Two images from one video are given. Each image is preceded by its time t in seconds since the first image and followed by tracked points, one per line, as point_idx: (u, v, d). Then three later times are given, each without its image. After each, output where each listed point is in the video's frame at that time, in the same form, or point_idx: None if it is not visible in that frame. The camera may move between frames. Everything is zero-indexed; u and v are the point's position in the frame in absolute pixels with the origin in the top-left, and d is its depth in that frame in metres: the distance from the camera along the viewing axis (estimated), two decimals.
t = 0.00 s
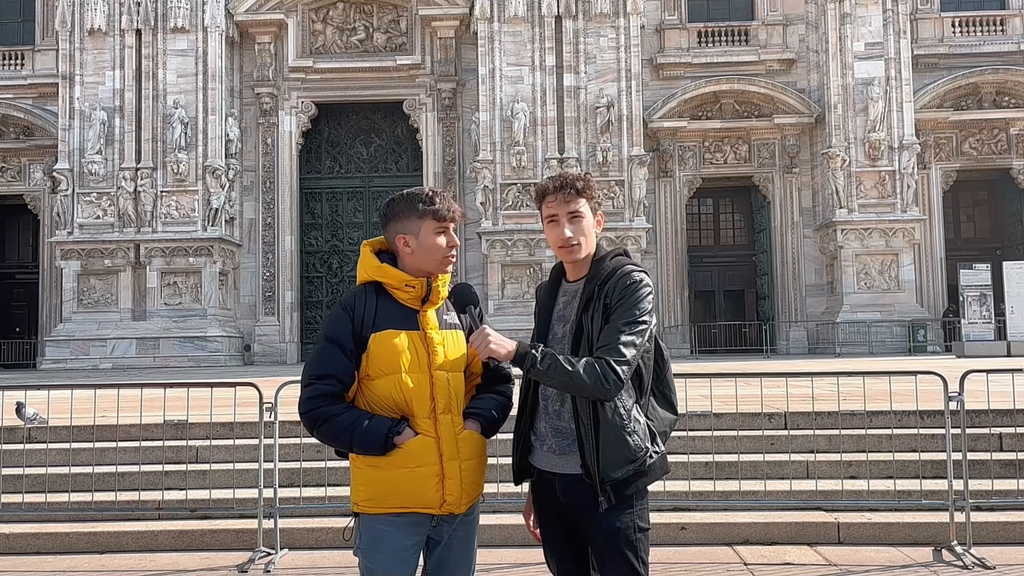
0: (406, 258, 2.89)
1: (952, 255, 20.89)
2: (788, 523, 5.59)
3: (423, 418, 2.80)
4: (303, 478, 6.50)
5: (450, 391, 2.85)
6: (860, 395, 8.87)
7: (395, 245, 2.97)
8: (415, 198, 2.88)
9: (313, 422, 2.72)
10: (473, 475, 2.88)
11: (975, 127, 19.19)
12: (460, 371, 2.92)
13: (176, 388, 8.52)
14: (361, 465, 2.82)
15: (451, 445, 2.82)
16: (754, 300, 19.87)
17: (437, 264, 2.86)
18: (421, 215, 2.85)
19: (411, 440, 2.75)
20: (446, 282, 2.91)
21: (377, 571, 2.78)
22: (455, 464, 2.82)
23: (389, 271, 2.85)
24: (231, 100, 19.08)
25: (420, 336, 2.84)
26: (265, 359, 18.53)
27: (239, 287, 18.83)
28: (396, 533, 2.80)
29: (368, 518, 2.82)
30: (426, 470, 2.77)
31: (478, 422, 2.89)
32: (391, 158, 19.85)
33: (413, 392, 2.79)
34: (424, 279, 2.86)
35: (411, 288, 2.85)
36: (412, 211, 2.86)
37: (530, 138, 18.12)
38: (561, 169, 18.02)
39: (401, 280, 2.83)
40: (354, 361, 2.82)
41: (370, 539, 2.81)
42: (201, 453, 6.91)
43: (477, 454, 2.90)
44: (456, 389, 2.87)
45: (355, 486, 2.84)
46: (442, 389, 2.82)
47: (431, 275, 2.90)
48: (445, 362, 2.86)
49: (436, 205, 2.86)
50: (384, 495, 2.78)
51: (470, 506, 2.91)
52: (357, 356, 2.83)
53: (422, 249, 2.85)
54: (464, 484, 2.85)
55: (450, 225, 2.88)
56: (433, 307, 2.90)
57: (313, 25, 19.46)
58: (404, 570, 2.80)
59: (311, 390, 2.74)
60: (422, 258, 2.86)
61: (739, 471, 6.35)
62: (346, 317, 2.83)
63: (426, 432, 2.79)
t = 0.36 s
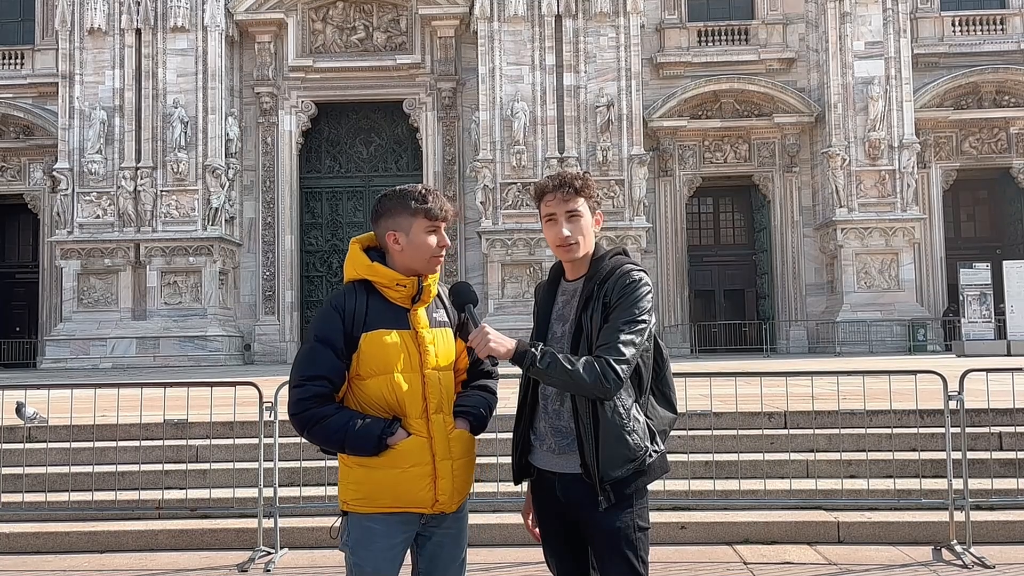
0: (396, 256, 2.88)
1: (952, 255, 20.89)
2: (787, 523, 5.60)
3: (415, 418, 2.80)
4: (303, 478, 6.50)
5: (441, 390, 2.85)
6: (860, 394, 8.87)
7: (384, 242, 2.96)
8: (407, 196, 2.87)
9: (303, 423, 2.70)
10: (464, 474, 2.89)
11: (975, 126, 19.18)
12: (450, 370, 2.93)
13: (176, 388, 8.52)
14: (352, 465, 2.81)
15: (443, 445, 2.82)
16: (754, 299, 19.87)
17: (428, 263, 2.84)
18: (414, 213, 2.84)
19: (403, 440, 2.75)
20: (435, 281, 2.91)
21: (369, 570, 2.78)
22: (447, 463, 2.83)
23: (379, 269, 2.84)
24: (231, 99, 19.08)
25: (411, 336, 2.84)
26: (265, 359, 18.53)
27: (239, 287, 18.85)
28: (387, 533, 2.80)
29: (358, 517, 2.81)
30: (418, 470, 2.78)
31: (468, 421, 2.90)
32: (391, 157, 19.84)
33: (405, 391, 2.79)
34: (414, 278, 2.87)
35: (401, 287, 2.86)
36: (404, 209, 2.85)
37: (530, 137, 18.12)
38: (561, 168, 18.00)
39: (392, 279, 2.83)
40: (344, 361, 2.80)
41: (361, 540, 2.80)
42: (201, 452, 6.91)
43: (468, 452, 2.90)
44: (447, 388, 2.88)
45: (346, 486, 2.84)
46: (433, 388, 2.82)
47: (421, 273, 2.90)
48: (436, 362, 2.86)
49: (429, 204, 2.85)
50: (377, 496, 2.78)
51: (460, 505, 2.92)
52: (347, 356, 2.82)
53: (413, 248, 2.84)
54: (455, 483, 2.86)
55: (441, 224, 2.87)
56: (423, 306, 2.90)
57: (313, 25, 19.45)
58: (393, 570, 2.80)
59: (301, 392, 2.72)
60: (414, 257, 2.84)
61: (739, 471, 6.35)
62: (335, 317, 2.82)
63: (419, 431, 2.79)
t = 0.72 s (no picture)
0: (397, 254, 2.88)
1: (951, 254, 20.90)
2: (787, 522, 5.60)
3: (413, 417, 2.79)
4: (304, 477, 6.51)
5: (440, 390, 2.84)
6: (861, 393, 8.88)
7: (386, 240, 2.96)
8: (409, 193, 2.87)
9: (299, 420, 2.70)
10: (462, 474, 2.88)
11: (975, 126, 19.18)
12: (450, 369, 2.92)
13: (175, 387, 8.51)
14: (349, 463, 2.81)
15: (440, 445, 2.81)
16: (753, 299, 19.86)
17: (429, 262, 2.84)
18: (416, 211, 2.83)
19: (400, 439, 2.75)
20: (436, 280, 2.90)
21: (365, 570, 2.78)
22: (444, 463, 2.82)
23: (379, 267, 2.84)
24: (231, 98, 19.08)
25: (410, 334, 2.84)
26: (265, 358, 18.53)
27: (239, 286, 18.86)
28: (382, 532, 2.80)
29: (355, 516, 2.81)
30: (414, 470, 2.77)
31: (468, 422, 2.89)
32: (391, 157, 19.84)
33: (403, 390, 2.79)
34: (415, 276, 2.86)
35: (401, 285, 2.85)
36: (406, 206, 2.85)
37: (530, 137, 18.11)
38: (561, 168, 18.00)
39: (392, 277, 2.83)
40: (343, 358, 2.81)
41: (358, 539, 2.80)
42: (201, 452, 6.91)
43: (467, 452, 2.89)
44: (446, 388, 2.87)
45: (343, 484, 2.84)
46: (432, 387, 2.82)
47: (422, 271, 2.89)
48: (436, 361, 2.85)
49: (431, 202, 2.85)
50: (374, 494, 2.77)
51: (458, 506, 2.91)
52: (345, 354, 2.83)
53: (414, 246, 2.83)
54: (453, 484, 2.85)
55: (443, 223, 2.87)
56: (423, 305, 2.89)
57: (313, 24, 19.44)
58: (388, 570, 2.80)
59: (298, 388, 2.72)
60: (415, 255, 2.84)
61: (739, 470, 6.35)
62: (335, 314, 2.83)
63: (416, 430, 2.78)
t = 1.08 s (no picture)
0: (400, 252, 2.88)
1: (950, 254, 20.90)
2: (787, 522, 5.60)
3: (414, 417, 2.79)
4: (304, 477, 6.51)
5: (442, 390, 2.83)
6: (861, 393, 8.88)
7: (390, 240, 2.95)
8: (415, 192, 2.86)
9: (301, 420, 2.72)
10: (465, 475, 2.87)
11: (974, 126, 19.19)
12: (455, 370, 2.91)
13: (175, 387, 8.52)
14: (351, 462, 2.82)
15: (442, 445, 2.80)
16: (753, 299, 19.85)
17: (432, 261, 2.83)
18: (419, 210, 2.83)
19: (402, 438, 2.74)
20: (440, 280, 2.89)
21: (367, 570, 2.78)
22: (447, 464, 2.81)
23: (383, 267, 2.84)
24: (231, 98, 19.08)
25: (413, 334, 2.83)
26: (264, 358, 18.51)
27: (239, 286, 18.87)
28: (385, 533, 2.80)
29: (356, 516, 2.81)
30: (416, 470, 2.76)
31: (470, 422, 2.89)
32: (390, 156, 19.83)
33: (405, 390, 2.79)
34: (418, 276, 2.85)
35: (405, 284, 2.84)
36: (410, 205, 2.84)
37: (530, 137, 18.11)
38: (561, 167, 18.00)
39: (396, 276, 2.83)
40: (346, 358, 2.81)
41: (359, 539, 2.80)
42: (201, 451, 6.91)
43: (470, 453, 2.89)
44: (449, 388, 2.86)
45: (345, 484, 2.84)
46: (434, 387, 2.81)
47: (426, 271, 2.88)
48: (439, 361, 2.84)
49: (434, 200, 2.84)
50: (374, 495, 2.77)
51: (462, 507, 2.90)
52: (349, 353, 2.83)
53: (417, 245, 2.83)
54: (455, 485, 2.84)
55: (447, 222, 2.86)
56: (427, 304, 2.88)
57: (312, 24, 19.44)
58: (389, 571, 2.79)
59: (300, 387, 2.74)
60: (418, 254, 2.83)
61: (739, 470, 6.35)
62: (339, 313, 2.83)
63: (417, 430, 2.78)
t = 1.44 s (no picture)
0: (400, 252, 2.88)
1: (951, 255, 20.82)
2: (787, 522, 5.60)
3: (411, 416, 2.78)
4: (303, 477, 6.51)
5: (440, 390, 2.82)
6: (861, 394, 8.86)
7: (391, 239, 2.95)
8: (415, 191, 2.86)
9: (299, 417, 2.71)
10: (461, 475, 2.86)
11: (974, 126, 19.20)
12: (453, 370, 2.90)
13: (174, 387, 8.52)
14: (348, 461, 2.81)
15: (439, 445, 2.80)
16: (753, 299, 19.83)
17: (431, 260, 2.83)
18: (419, 209, 2.83)
19: (398, 438, 2.74)
20: (439, 280, 2.88)
21: (364, 570, 2.77)
22: (443, 464, 2.81)
23: (384, 266, 2.84)
24: (231, 98, 19.08)
25: (411, 334, 2.83)
26: (264, 358, 18.50)
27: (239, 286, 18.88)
28: (382, 532, 2.80)
29: (354, 516, 2.81)
30: (412, 470, 2.76)
31: (468, 423, 2.87)
32: (390, 156, 19.82)
33: (403, 390, 2.78)
34: (417, 275, 2.85)
35: (404, 283, 2.84)
36: (411, 204, 2.84)
37: (530, 137, 18.11)
38: (561, 167, 17.99)
39: (395, 275, 2.83)
40: (345, 357, 2.81)
41: (357, 539, 2.80)
42: (200, 452, 6.91)
43: (468, 453, 2.88)
44: (448, 387, 2.85)
45: (344, 483, 2.84)
46: (431, 387, 2.80)
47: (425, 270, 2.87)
48: (437, 361, 2.84)
49: (434, 199, 2.84)
50: (371, 493, 2.77)
51: (459, 507, 2.89)
52: (348, 352, 2.83)
53: (415, 244, 2.83)
54: (452, 484, 2.83)
55: (446, 221, 2.85)
56: (426, 304, 2.87)
57: (312, 24, 19.46)
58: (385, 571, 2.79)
59: (298, 385, 2.73)
60: (416, 253, 2.83)
61: (738, 470, 6.35)
62: (338, 312, 2.83)
63: (414, 430, 2.77)
